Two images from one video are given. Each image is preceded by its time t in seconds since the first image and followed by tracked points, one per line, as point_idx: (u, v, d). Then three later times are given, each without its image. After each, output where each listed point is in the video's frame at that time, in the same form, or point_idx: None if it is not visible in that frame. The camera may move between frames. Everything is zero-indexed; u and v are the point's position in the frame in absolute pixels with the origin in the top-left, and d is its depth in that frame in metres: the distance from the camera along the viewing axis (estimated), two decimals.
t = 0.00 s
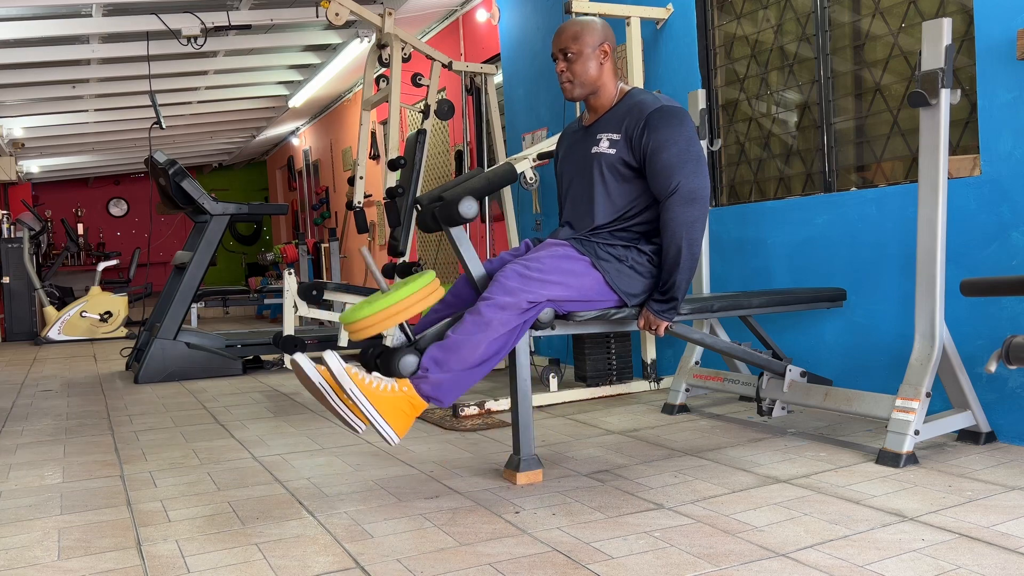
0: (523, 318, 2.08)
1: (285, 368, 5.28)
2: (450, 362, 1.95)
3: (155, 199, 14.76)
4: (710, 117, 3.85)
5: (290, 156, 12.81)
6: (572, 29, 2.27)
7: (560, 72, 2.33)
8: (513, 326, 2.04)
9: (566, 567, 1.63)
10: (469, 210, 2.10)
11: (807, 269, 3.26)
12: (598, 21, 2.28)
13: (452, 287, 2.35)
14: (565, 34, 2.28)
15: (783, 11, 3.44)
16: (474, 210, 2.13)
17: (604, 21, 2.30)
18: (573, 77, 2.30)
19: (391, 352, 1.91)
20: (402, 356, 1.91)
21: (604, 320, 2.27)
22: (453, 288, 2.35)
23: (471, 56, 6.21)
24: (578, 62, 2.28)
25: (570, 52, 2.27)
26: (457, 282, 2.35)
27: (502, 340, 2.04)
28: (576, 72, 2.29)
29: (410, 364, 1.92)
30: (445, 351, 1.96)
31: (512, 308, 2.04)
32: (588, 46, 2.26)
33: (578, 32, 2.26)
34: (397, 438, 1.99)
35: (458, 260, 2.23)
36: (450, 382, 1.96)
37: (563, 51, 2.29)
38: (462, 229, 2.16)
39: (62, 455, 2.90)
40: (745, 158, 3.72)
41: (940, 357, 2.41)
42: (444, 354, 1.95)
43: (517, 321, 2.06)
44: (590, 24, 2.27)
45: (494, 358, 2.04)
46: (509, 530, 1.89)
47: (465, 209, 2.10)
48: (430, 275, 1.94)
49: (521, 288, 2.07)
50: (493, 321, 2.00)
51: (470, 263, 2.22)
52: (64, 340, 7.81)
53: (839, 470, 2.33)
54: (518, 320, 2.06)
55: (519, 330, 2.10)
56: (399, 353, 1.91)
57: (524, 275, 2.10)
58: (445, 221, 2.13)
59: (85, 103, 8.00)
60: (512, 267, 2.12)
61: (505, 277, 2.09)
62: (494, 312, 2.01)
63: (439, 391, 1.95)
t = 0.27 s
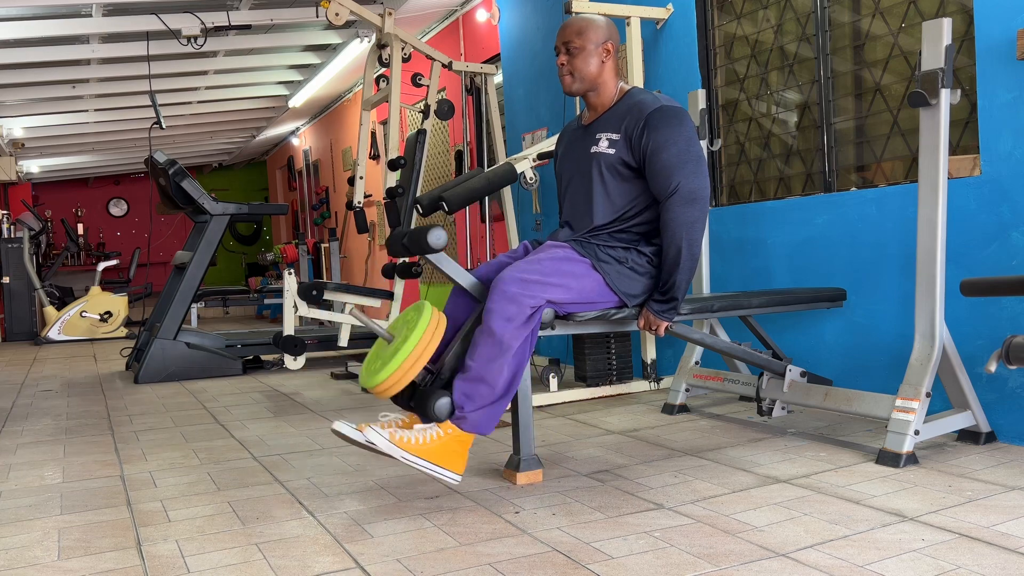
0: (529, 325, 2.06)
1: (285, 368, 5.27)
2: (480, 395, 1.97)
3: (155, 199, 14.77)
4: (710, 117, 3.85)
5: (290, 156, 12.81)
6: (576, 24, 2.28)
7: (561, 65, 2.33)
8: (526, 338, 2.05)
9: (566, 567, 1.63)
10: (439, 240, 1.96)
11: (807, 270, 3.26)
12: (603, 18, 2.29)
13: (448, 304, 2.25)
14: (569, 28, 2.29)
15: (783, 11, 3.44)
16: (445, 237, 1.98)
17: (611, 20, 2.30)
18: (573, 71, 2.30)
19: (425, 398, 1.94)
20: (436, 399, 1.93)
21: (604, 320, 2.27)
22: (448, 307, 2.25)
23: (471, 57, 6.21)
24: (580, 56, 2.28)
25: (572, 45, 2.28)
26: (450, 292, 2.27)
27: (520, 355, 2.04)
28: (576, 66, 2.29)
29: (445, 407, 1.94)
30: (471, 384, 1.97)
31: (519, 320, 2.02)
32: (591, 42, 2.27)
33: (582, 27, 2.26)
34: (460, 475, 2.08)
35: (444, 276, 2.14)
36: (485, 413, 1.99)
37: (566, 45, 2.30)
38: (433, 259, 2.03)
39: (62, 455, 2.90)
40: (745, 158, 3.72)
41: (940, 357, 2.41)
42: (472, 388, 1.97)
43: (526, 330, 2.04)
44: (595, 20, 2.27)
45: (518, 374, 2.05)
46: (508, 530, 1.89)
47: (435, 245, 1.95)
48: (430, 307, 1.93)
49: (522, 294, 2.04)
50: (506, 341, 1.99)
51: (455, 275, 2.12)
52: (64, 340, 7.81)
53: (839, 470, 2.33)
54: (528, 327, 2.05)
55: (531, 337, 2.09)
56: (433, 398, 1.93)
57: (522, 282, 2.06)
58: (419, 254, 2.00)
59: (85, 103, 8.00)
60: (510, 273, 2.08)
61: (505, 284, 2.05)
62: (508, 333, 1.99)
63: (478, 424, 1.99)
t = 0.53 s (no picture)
0: (535, 327, 2.07)
1: (285, 368, 5.27)
2: (508, 405, 2.03)
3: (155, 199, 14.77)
4: (710, 117, 3.85)
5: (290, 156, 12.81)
6: (575, 23, 2.29)
7: (559, 64, 2.34)
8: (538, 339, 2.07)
9: (566, 567, 1.63)
10: (422, 271, 1.95)
11: (806, 270, 3.26)
12: (603, 19, 2.30)
13: (450, 316, 2.26)
14: (568, 27, 2.30)
15: (783, 11, 3.44)
16: (430, 267, 1.97)
17: (610, 21, 2.30)
18: (570, 69, 2.30)
19: (459, 418, 2.02)
20: (469, 418, 2.01)
21: (605, 320, 2.27)
22: (450, 318, 2.25)
23: (471, 57, 6.21)
24: (578, 55, 2.28)
25: (570, 44, 2.29)
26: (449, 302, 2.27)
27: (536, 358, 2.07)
28: (573, 64, 2.29)
29: (479, 422, 2.02)
30: (496, 396, 2.03)
31: (523, 322, 2.02)
32: (589, 41, 2.27)
33: (581, 26, 2.27)
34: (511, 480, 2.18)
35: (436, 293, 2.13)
36: (516, 421, 2.05)
37: (565, 43, 2.30)
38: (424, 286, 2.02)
39: (62, 455, 2.90)
40: (745, 158, 3.72)
41: (940, 357, 2.41)
42: (498, 400, 2.03)
43: (532, 332, 2.05)
44: (594, 20, 2.28)
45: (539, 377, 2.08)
46: (509, 530, 1.89)
47: (419, 278, 1.95)
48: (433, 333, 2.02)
49: (523, 297, 2.04)
50: (516, 348, 2.00)
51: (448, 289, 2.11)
52: (64, 340, 7.81)
53: (839, 470, 2.33)
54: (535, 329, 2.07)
55: (540, 337, 2.10)
56: (466, 416, 2.01)
57: (521, 284, 2.06)
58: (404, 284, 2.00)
59: (85, 103, 8.00)
60: (508, 278, 2.06)
61: (506, 293, 2.04)
62: (517, 340, 2.01)
63: (514, 432, 2.05)
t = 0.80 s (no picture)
0: (537, 325, 2.07)
1: (285, 368, 5.27)
2: (525, 404, 2.04)
3: (155, 199, 14.77)
4: (710, 117, 3.85)
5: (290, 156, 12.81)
6: (574, 24, 2.29)
7: (557, 64, 2.34)
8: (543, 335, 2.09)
9: (566, 567, 1.63)
10: (420, 291, 1.94)
11: (806, 271, 3.26)
12: (602, 21, 2.30)
13: (454, 323, 2.26)
14: (567, 28, 2.30)
15: (783, 10, 3.44)
16: (428, 287, 1.96)
17: (610, 22, 2.30)
18: (570, 70, 2.30)
19: (480, 425, 2.04)
20: (490, 424, 2.02)
21: (605, 321, 2.27)
22: (454, 326, 2.25)
23: (471, 57, 6.21)
24: (577, 55, 2.28)
25: (570, 44, 2.29)
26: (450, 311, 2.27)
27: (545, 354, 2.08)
28: (572, 65, 2.29)
29: (500, 426, 2.03)
30: (512, 396, 2.04)
31: (525, 322, 2.03)
32: (588, 42, 2.27)
33: (580, 27, 2.27)
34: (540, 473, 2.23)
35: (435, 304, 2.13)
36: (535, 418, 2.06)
37: (564, 43, 2.30)
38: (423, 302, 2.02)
39: (62, 455, 2.90)
40: (745, 158, 3.72)
41: (940, 357, 2.41)
42: (515, 400, 2.05)
43: (536, 331, 2.06)
44: (593, 21, 2.28)
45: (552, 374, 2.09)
46: (509, 530, 1.89)
47: (418, 299, 1.94)
48: (444, 356, 2.01)
49: (522, 298, 2.04)
50: (523, 348, 2.01)
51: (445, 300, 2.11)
52: (64, 340, 7.81)
53: (839, 470, 2.33)
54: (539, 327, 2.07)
55: (545, 334, 2.11)
56: (487, 422, 2.03)
57: (520, 284, 2.06)
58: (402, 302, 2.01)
59: (85, 102, 8.00)
60: (507, 280, 2.05)
61: (508, 297, 2.03)
62: (523, 339, 2.01)
63: (537, 430, 2.07)
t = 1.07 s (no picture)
0: (539, 326, 2.07)
1: (285, 368, 5.27)
2: (528, 404, 2.05)
3: (155, 199, 14.77)
4: (710, 117, 3.85)
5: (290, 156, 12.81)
6: (579, 21, 2.28)
7: (561, 61, 2.33)
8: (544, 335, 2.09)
9: (566, 568, 1.63)
10: (416, 295, 1.94)
11: (806, 270, 3.26)
12: (606, 18, 2.30)
13: (457, 323, 2.26)
14: (571, 24, 2.29)
15: (783, 11, 3.44)
16: (424, 290, 1.96)
17: (613, 20, 2.30)
18: (573, 66, 2.30)
19: (483, 425, 2.04)
20: (493, 424, 2.02)
21: (604, 321, 2.27)
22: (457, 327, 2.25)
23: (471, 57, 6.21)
24: (581, 52, 2.28)
25: (574, 41, 2.28)
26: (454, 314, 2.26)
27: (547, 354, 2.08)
28: (576, 62, 2.28)
29: (503, 426, 2.04)
30: (515, 396, 2.05)
31: (527, 322, 2.03)
32: (592, 40, 2.27)
33: (585, 24, 2.26)
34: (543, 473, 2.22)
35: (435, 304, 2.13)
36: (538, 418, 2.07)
37: (568, 39, 2.29)
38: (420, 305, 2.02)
39: (62, 455, 2.90)
40: (745, 158, 3.72)
41: (940, 357, 2.41)
42: (518, 400, 2.05)
43: (538, 331, 2.06)
44: (598, 19, 2.28)
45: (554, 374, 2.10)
46: (510, 530, 1.89)
47: (415, 303, 1.94)
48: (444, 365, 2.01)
49: (523, 298, 2.04)
50: (525, 348, 2.01)
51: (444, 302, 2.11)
52: (64, 340, 7.81)
53: (839, 470, 2.33)
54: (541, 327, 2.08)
55: (546, 335, 2.11)
56: (490, 422, 2.03)
57: (521, 284, 2.05)
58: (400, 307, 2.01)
59: (85, 102, 8.00)
60: (507, 279, 2.06)
61: (507, 296, 2.03)
62: (525, 339, 2.02)
63: (540, 430, 2.08)
